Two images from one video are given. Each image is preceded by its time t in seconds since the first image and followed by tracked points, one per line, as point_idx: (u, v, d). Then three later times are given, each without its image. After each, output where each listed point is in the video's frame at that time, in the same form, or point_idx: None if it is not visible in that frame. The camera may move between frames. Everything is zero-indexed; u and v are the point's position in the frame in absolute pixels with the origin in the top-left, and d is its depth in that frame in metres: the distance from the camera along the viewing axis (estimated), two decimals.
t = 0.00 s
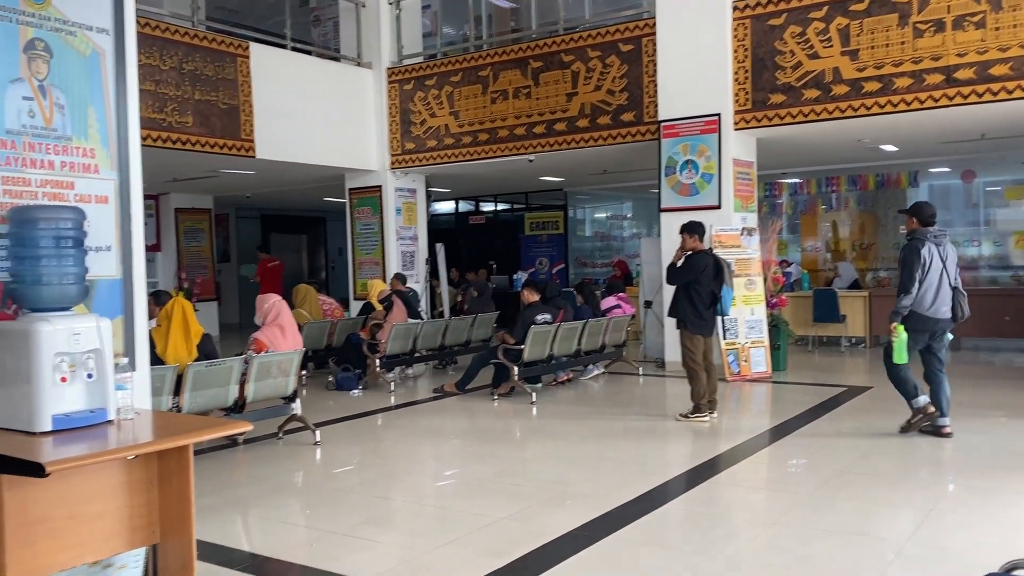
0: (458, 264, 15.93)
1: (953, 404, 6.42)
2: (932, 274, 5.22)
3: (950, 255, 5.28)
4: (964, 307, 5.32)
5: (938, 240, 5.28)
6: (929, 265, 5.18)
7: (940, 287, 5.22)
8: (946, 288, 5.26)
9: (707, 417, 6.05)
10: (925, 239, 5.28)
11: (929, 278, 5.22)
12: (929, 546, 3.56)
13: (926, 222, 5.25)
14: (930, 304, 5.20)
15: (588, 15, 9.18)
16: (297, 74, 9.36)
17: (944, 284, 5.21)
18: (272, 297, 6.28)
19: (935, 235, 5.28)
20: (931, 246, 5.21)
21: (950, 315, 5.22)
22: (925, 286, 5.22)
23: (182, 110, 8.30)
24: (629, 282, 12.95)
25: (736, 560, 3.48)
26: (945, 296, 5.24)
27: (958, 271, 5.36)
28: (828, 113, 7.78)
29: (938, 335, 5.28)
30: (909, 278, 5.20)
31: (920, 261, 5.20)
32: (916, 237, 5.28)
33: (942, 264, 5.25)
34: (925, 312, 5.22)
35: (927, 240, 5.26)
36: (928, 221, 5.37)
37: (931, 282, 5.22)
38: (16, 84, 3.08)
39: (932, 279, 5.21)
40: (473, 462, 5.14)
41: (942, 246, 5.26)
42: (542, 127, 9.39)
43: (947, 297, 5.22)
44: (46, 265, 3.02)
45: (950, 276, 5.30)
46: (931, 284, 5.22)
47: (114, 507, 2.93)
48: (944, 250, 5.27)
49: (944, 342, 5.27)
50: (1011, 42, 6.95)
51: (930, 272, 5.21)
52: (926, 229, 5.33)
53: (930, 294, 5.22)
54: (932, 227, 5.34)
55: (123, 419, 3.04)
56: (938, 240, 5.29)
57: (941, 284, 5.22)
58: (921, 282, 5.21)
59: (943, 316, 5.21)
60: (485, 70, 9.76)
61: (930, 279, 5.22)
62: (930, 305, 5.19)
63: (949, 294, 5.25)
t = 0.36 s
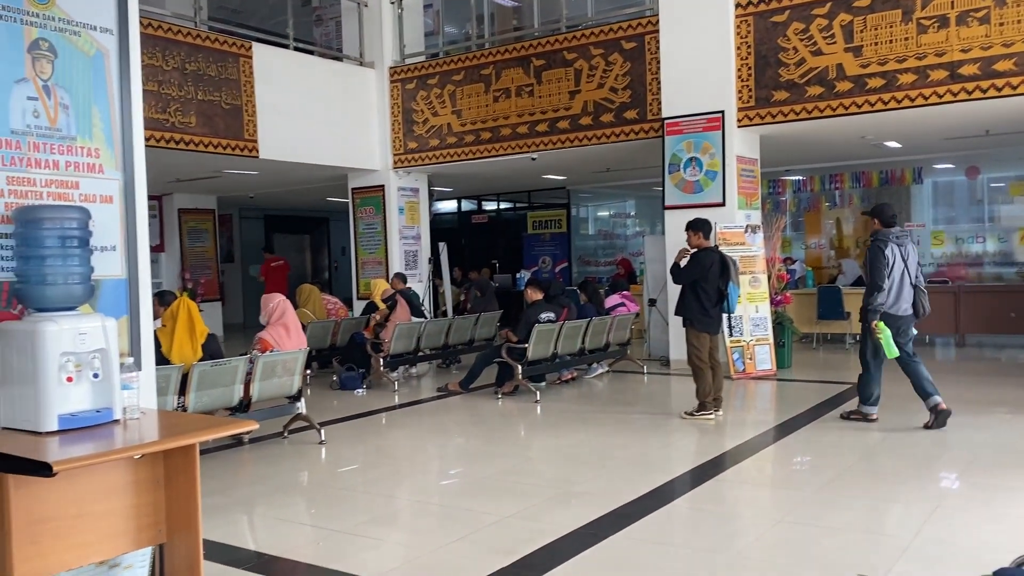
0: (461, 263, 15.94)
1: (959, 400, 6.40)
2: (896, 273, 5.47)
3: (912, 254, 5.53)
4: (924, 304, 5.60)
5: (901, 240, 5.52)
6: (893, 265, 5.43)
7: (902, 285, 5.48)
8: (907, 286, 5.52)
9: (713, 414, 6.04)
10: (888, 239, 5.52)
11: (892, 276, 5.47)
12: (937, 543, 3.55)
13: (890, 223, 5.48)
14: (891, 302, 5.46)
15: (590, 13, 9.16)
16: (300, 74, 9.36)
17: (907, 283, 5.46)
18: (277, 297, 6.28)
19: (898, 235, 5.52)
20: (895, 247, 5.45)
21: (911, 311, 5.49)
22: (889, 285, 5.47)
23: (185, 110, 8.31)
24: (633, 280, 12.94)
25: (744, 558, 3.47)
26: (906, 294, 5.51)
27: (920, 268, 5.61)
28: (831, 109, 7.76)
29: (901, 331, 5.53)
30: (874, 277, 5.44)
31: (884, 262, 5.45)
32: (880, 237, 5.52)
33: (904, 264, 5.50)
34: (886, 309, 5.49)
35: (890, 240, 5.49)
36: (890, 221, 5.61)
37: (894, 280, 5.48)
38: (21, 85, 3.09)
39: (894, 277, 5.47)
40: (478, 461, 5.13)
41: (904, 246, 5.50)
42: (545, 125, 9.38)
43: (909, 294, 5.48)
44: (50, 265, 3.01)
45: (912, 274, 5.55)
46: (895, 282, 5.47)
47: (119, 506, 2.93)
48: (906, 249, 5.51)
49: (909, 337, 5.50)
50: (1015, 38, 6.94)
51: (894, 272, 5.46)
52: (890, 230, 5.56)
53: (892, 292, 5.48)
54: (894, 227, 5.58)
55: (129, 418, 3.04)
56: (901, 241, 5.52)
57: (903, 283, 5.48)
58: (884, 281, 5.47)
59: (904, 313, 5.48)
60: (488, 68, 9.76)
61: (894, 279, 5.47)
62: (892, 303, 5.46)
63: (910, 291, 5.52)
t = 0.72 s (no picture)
0: (452, 266, 15.93)
1: (949, 399, 6.43)
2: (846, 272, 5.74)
3: (863, 255, 5.77)
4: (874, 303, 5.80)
5: (851, 241, 5.78)
6: (842, 263, 5.70)
7: (851, 283, 5.73)
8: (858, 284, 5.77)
9: (703, 415, 6.06)
10: (840, 239, 5.79)
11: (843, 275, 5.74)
12: (927, 542, 3.56)
13: (839, 224, 5.76)
14: (843, 299, 5.71)
15: (579, 16, 9.17)
16: (290, 77, 9.34)
17: (858, 281, 5.71)
18: (267, 300, 6.26)
19: (849, 236, 5.79)
20: (842, 247, 5.74)
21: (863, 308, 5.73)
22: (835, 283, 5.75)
23: (174, 114, 8.28)
24: (623, 281, 12.96)
25: (735, 558, 3.47)
26: (857, 292, 5.75)
27: (872, 269, 5.86)
28: (820, 111, 7.79)
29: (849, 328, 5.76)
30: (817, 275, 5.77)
31: (832, 260, 5.74)
32: (831, 238, 5.80)
33: (855, 263, 5.76)
34: (839, 306, 5.73)
35: (841, 241, 5.77)
36: (842, 223, 5.88)
37: (845, 279, 5.74)
38: (5, 89, 3.08)
39: (845, 275, 5.73)
40: (470, 464, 5.13)
41: (855, 246, 5.76)
42: (535, 127, 9.39)
43: (860, 293, 5.73)
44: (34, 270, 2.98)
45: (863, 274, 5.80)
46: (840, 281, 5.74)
47: (108, 512, 2.91)
48: (856, 250, 5.77)
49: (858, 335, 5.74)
50: (1001, 39, 6.98)
51: (840, 270, 5.74)
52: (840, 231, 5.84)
53: (844, 290, 5.74)
54: (846, 228, 5.84)
55: (116, 423, 3.03)
56: (852, 241, 5.79)
57: (853, 281, 5.74)
58: (832, 278, 5.75)
59: (856, 310, 5.71)
60: (477, 71, 9.76)
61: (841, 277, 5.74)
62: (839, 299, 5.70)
63: (859, 290, 5.75)
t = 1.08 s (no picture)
0: (425, 272, 15.89)
1: (915, 402, 6.52)
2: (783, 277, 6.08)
3: (799, 261, 6.12)
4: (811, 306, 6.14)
5: (788, 248, 6.14)
6: (779, 269, 6.05)
7: (787, 288, 6.08)
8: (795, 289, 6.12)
9: (673, 420, 6.08)
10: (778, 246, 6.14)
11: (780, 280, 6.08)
12: (893, 544, 3.59)
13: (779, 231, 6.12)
14: (778, 301, 6.07)
15: (550, 23, 9.20)
16: (258, 82, 9.28)
17: (794, 285, 6.04)
18: (234, 308, 6.21)
19: (787, 243, 6.14)
20: (779, 253, 6.10)
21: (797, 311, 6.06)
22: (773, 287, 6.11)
23: (141, 120, 8.19)
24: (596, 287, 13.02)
25: (704, 563, 3.49)
26: (793, 296, 6.10)
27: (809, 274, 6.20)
28: (787, 117, 7.87)
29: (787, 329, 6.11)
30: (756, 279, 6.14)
31: (769, 265, 6.10)
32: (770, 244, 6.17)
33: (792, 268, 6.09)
34: (775, 309, 6.10)
35: (779, 248, 6.12)
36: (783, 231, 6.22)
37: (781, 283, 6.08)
38: None
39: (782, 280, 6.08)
40: (441, 471, 5.11)
41: (792, 252, 6.10)
42: (507, 134, 9.40)
43: (795, 297, 6.06)
44: None
45: (801, 279, 6.13)
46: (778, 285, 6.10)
47: (66, 527, 2.86)
48: (793, 256, 6.11)
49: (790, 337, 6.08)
50: (963, 47, 7.10)
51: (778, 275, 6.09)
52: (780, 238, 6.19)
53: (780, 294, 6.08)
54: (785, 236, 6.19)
55: (75, 435, 2.98)
56: (790, 248, 6.13)
57: (790, 285, 6.08)
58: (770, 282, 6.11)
59: (792, 312, 6.07)
60: (449, 78, 9.75)
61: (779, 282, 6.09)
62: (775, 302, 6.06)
63: (796, 294, 6.09)
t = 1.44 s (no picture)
0: (399, 277, 15.82)
1: (883, 406, 6.59)
2: (727, 283, 6.31)
3: (741, 267, 6.35)
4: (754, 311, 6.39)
5: (731, 255, 6.36)
6: (723, 276, 6.27)
7: (731, 294, 6.31)
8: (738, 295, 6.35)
9: (644, 425, 6.10)
10: (720, 254, 6.38)
11: (724, 286, 6.31)
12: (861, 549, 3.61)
13: (720, 240, 6.35)
14: (723, 308, 6.31)
15: (522, 28, 9.21)
16: (227, 87, 9.19)
17: (737, 292, 6.28)
18: (200, 315, 6.13)
19: (729, 250, 6.37)
20: (723, 261, 6.32)
21: (740, 316, 6.30)
22: (720, 294, 6.33)
23: (107, 124, 8.07)
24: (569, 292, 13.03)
25: (674, 570, 3.48)
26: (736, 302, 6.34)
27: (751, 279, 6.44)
28: (757, 123, 7.93)
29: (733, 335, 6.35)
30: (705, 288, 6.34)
31: (714, 274, 6.30)
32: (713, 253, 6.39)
33: (734, 275, 6.33)
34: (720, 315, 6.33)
35: (721, 255, 6.34)
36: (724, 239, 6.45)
37: (725, 290, 6.31)
38: None
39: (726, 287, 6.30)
40: (411, 479, 5.07)
41: (734, 259, 6.34)
42: (479, 139, 9.39)
43: (737, 302, 6.30)
44: None
45: (742, 285, 6.37)
46: (723, 293, 6.32)
47: (23, 542, 2.79)
48: (736, 263, 6.34)
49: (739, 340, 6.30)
50: (929, 55, 7.19)
51: (723, 283, 6.31)
52: (722, 246, 6.42)
53: (724, 299, 6.31)
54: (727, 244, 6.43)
55: (32, 446, 2.92)
56: (732, 255, 6.37)
57: (733, 292, 6.31)
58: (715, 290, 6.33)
59: (735, 317, 6.30)
60: (420, 82, 9.72)
61: (724, 289, 6.32)
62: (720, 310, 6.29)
63: (739, 300, 6.33)
